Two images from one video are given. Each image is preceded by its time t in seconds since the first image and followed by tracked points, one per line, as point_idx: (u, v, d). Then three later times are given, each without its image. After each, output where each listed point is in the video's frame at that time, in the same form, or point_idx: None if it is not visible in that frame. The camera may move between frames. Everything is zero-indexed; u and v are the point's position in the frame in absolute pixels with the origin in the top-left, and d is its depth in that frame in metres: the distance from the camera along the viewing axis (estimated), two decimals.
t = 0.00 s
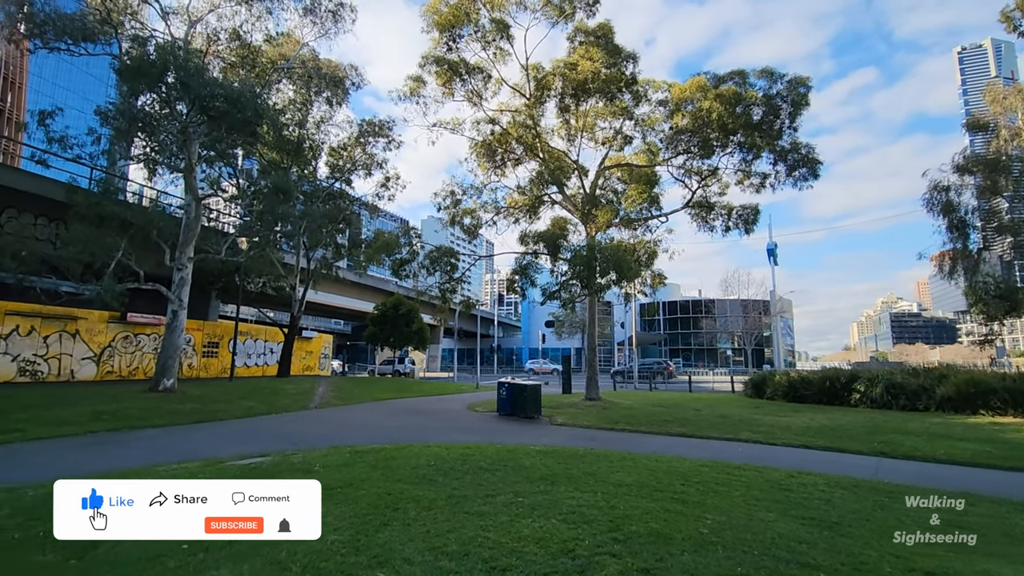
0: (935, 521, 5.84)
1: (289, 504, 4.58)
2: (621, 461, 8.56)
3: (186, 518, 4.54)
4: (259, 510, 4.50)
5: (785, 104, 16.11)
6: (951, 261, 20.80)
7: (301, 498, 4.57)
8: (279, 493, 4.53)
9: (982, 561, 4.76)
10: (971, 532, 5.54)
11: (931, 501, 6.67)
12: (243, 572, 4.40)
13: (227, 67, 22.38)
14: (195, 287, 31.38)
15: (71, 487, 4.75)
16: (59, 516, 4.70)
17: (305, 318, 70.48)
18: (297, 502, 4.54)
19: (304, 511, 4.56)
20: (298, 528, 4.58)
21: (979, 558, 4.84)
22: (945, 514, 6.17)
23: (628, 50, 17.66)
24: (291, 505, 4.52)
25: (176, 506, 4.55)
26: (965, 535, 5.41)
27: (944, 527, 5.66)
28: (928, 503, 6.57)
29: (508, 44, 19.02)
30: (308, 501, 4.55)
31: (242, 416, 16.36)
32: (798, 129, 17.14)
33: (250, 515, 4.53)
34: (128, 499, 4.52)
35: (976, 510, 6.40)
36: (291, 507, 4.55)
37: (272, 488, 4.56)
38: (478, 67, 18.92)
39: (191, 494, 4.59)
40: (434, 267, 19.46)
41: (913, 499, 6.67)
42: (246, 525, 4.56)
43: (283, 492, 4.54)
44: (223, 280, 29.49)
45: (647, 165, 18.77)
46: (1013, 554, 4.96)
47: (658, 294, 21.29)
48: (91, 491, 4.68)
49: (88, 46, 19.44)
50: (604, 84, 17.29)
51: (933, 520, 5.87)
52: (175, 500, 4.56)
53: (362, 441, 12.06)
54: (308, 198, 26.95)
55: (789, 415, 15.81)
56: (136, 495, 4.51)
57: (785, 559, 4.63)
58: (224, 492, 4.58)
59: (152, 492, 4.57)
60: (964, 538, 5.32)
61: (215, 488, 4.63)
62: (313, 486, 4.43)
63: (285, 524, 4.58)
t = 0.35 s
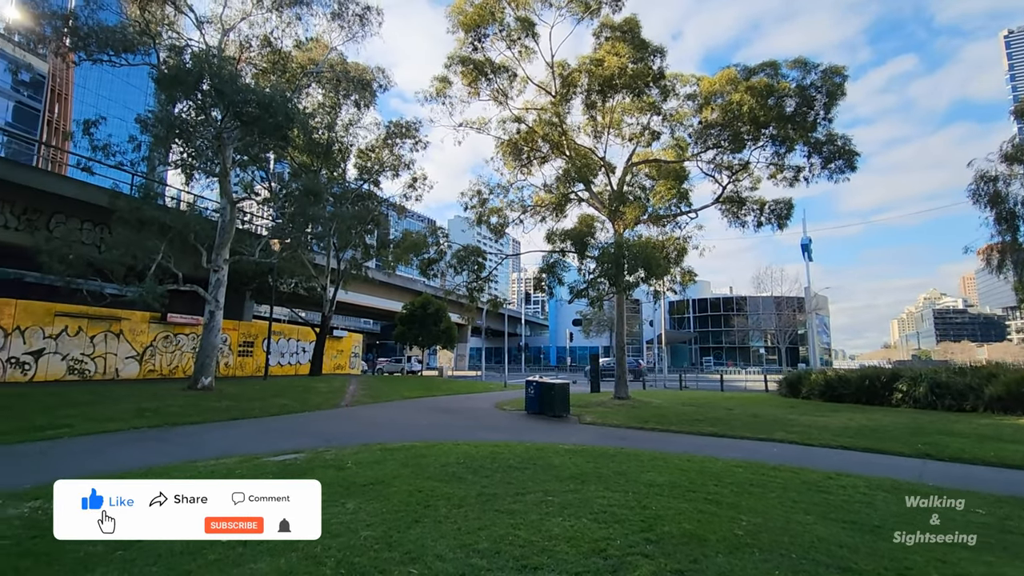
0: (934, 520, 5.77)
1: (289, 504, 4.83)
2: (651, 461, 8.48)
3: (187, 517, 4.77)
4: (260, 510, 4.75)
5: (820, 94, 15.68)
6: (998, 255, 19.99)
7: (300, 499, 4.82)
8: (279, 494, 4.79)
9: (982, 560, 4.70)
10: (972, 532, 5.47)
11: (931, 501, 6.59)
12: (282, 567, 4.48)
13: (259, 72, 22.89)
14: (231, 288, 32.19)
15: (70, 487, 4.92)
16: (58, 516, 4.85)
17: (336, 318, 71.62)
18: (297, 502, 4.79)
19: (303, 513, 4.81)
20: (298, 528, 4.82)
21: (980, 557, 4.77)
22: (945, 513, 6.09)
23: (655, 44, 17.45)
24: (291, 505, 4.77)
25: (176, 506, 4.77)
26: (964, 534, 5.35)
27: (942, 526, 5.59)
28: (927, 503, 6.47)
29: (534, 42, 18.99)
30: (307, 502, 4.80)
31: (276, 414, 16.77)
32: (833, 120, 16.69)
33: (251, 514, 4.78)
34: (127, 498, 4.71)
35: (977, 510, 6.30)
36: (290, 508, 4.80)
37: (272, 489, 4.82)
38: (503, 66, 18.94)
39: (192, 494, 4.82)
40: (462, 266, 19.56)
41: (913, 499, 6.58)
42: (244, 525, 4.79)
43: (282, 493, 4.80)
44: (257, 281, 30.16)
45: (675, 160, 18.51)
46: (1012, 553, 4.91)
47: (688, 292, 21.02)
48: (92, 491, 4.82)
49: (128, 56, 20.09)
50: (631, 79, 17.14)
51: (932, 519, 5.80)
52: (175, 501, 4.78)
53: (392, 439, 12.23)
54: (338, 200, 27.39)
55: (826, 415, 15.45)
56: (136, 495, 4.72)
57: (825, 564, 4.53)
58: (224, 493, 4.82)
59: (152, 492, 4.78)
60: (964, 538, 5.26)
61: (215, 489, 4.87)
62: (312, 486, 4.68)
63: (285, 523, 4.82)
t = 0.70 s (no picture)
0: (932, 520, 5.72)
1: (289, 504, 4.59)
2: (679, 462, 8.37)
3: (186, 518, 4.53)
4: (260, 510, 4.50)
5: (849, 86, 15.34)
6: None
7: (301, 498, 4.58)
8: (279, 493, 4.53)
9: (985, 560, 4.65)
10: (972, 531, 5.42)
11: (931, 501, 6.50)
12: (311, 563, 4.56)
13: (284, 77, 23.28)
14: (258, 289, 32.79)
15: (70, 487, 4.74)
16: (58, 515, 4.71)
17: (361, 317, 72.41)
18: (298, 502, 4.56)
19: (304, 512, 4.57)
20: (298, 528, 4.60)
21: (983, 557, 4.72)
22: (943, 513, 6.04)
23: (678, 39, 17.27)
24: (292, 505, 4.52)
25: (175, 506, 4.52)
26: (964, 534, 5.31)
27: (943, 526, 5.53)
28: (926, 503, 6.40)
29: (554, 40, 18.93)
30: (307, 502, 4.56)
31: (303, 412, 17.00)
32: (863, 113, 16.30)
33: (251, 515, 4.53)
34: (126, 499, 4.50)
35: (977, 509, 6.25)
36: (292, 508, 4.56)
37: (272, 488, 4.56)
38: (524, 65, 18.93)
39: (191, 493, 4.56)
40: (484, 266, 19.58)
41: (912, 500, 6.51)
42: (246, 525, 4.56)
43: (284, 492, 4.54)
44: (284, 282, 30.64)
45: (699, 157, 18.28)
46: (1012, 552, 4.87)
47: (713, 289, 20.75)
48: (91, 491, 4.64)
49: (159, 64, 20.61)
50: (653, 75, 16.98)
51: (930, 519, 5.75)
52: (175, 501, 4.54)
53: (418, 438, 12.28)
54: (361, 201, 27.70)
55: (858, 415, 15.09)
56: (136, 495, 4.51)
57: (858, 568, 4.45)
58: (223, 493, 4.56)
59: (151, 492, 4.55)
60: (964, 538, 5.21)
61: (216, 488, 4.62)
62: (312, 485, 4.43)
63: (286, 523, 4.59)
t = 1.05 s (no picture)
0: (934, 520, 5.68)
1: (289, 504, 4.70)
2: (708, 462, 8.32)
3: (186, 518, 4.69)
4: (259, 510, 4.62)
5: (886, 76, 14.94)
6: None
7: (300, 498, 4.69)
8: (279, 494, 4.65)
9: (983, 562, 4.64)
10: (973, 532, 5.40)
11: (931, 501, 6.45)
12: (345, 558, 4.68)
13: (313, 82, 23.73)
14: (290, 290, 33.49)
15: (71, 488, 4.90)
16: (58, 516, 4.86)
17: (389, 318, 73.14)
18: (297, 502, 4.66)
19: (303, 512, 4.69)
20: (298, 528, 4.71)
21: (984, 558, 4.71)
22: (942, 513, 6.00)
23: (706, 32, 17.06)
24: (291, 505, 4.63)
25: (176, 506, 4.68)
26: (964, 534, 5.30)
27: (943, 527, 5.51)
28: (925, 503, 6.36)
29: (579, 38, 18.87)
30: (307, 501, 4.67)
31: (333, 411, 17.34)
32: (900, 104, 15.83)
33: (251, 514, 4.66)
34: (127, 499, 4.67)
35: (978, 509, 6.20)
36: (290, 508, 4.67)
37: (272, 488, 4.68)
38: (548, 64, 18.94)
39: (192, 494, 4.72)
40: (511, 265, 19.66)
41: (913, 500, 6.46)
42: (244, 525, 4.69)
43: (282, 493, 4.66)
44: (314, 283, 31.24)
45: (728, 152, 18.01)
46: (1012, 553, 4.85)
47: (744, 287, 20.42)
48: (93, 491, 4.81)
49: (194, 73, 21.23)
50: (679, 70, 16.80)
51: (932, 520, 5.72)
52: (175, 501, 4.69)
53: (446, 437, 12.43)
54: (388, 203, 28.03)
55: (897, 416, 14.69)
56: (136, 495, 4.67)
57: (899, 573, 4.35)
58: (223, 493, 4.71)
59: (151, 492, 4.71)
60: (964, 538, 5.20)
61: (216, 489, 4.77)
62: (311, 486, 4.53)
63: (285, 523, 4.70)
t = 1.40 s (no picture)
0: (933, 520, 5.69)
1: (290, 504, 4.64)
2: (743, 465, 8.17)
3: (185, 518, 4.60)
4: (259, 510, 4.57)
5: (928, 65, 14.43)
6: None
7: (301, 498, 4.62)
8: (279, 493, 4.59)
9: (981, 561, 4.67)
10: (970, 531, 5.42)
11: (932, 501, 6.46)
12: (377, 554, 4.79)
13: (342, 87, 24.14)
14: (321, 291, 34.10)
15: (70, 487, 4.84)
16: (57, 516, 4.79)
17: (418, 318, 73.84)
18: (297, 502, 4.59)
19: (304, 512, 4.62)
20: (298, 528, 4.65)
21: None
22: (943, 513, 6.01)
23: (736, 26, 16.77)
24: (292, 505, 4.57)
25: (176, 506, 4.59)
26: (963, 534, 5.31)
27: (942, 527, 5.53)
28: (927, 503, 6.36)
29: (606, 35, 18.76)
30: (307, 501, 4.61)
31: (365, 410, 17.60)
32: (944, 94, 15.27)
33: (251, 515, 4.60)
34: (125, 499, 4.58)
35: (978, 509, 6.20)
36: (291, 507, 4.61)
37: (272, 488, 4.63)
38: (575, 63, 18.88)
39: (191, 493, 4.63)
40: (539, 265, 19.65)
41: (913, 500, 6.46)
42: (245, 525, 4.61)
43: (283, 492, 4.60)
44: (345, 285, 31.73)
45: (760, 147, 17.66)
46: None
47: (778, 285, 20.00)
48: (93, 490, 4.74)
49: (230, 82, 21.85)
50: (709, 65, 16.57)
51: (931, 520, 5.72)
52: (175, 501, 4.61)
53: (476, 437, 12.46)
54: (417, 205, 28.30)
55: (942, 419, 14.18)
56: (135, 495, 4.58)
57: None
58: (223, 493, 4.63)
59: (151, 492, 4.62)
60: (964, 538, 5.21)
61: (215, 488, 4.68)
62: (312, 485, 4.49)
63: (286, 522, 4.63)
